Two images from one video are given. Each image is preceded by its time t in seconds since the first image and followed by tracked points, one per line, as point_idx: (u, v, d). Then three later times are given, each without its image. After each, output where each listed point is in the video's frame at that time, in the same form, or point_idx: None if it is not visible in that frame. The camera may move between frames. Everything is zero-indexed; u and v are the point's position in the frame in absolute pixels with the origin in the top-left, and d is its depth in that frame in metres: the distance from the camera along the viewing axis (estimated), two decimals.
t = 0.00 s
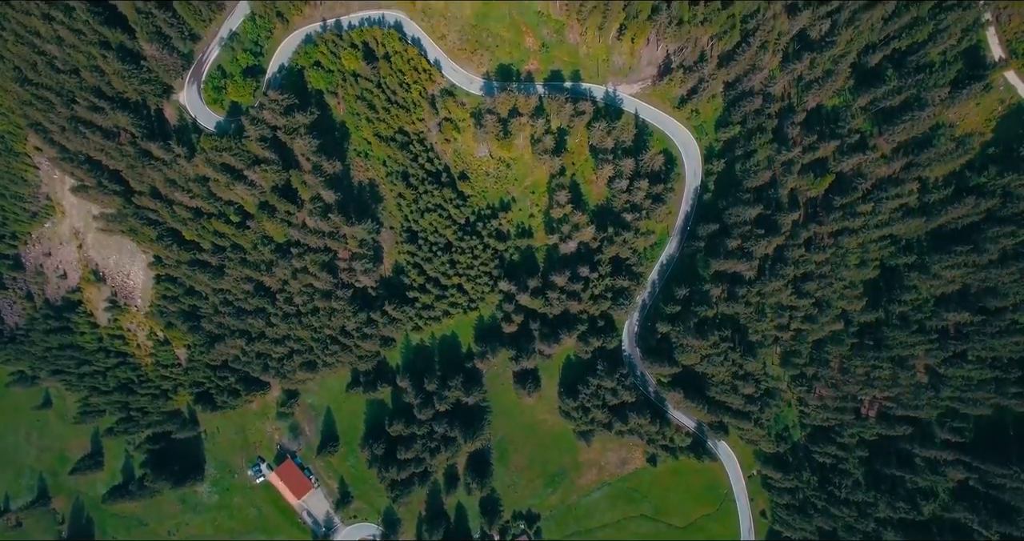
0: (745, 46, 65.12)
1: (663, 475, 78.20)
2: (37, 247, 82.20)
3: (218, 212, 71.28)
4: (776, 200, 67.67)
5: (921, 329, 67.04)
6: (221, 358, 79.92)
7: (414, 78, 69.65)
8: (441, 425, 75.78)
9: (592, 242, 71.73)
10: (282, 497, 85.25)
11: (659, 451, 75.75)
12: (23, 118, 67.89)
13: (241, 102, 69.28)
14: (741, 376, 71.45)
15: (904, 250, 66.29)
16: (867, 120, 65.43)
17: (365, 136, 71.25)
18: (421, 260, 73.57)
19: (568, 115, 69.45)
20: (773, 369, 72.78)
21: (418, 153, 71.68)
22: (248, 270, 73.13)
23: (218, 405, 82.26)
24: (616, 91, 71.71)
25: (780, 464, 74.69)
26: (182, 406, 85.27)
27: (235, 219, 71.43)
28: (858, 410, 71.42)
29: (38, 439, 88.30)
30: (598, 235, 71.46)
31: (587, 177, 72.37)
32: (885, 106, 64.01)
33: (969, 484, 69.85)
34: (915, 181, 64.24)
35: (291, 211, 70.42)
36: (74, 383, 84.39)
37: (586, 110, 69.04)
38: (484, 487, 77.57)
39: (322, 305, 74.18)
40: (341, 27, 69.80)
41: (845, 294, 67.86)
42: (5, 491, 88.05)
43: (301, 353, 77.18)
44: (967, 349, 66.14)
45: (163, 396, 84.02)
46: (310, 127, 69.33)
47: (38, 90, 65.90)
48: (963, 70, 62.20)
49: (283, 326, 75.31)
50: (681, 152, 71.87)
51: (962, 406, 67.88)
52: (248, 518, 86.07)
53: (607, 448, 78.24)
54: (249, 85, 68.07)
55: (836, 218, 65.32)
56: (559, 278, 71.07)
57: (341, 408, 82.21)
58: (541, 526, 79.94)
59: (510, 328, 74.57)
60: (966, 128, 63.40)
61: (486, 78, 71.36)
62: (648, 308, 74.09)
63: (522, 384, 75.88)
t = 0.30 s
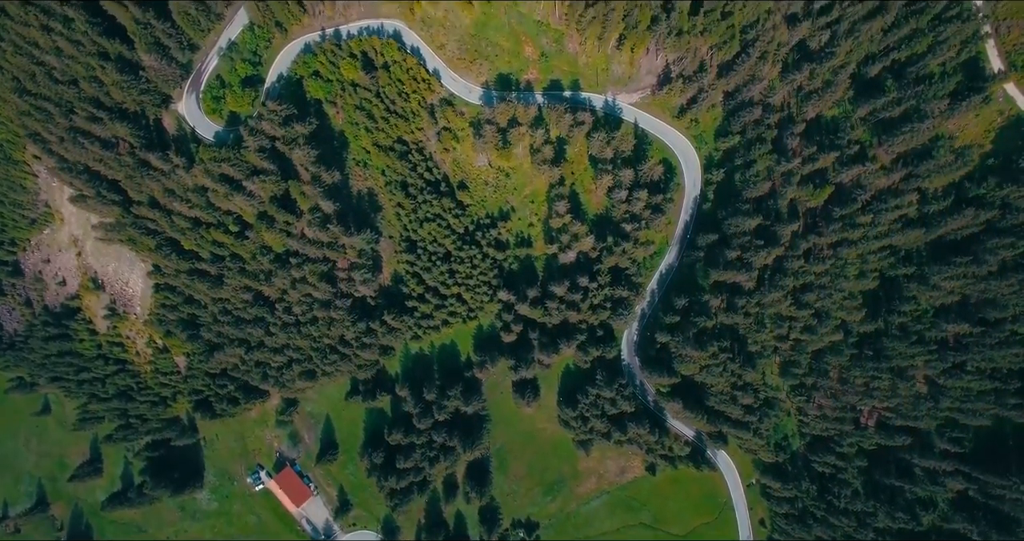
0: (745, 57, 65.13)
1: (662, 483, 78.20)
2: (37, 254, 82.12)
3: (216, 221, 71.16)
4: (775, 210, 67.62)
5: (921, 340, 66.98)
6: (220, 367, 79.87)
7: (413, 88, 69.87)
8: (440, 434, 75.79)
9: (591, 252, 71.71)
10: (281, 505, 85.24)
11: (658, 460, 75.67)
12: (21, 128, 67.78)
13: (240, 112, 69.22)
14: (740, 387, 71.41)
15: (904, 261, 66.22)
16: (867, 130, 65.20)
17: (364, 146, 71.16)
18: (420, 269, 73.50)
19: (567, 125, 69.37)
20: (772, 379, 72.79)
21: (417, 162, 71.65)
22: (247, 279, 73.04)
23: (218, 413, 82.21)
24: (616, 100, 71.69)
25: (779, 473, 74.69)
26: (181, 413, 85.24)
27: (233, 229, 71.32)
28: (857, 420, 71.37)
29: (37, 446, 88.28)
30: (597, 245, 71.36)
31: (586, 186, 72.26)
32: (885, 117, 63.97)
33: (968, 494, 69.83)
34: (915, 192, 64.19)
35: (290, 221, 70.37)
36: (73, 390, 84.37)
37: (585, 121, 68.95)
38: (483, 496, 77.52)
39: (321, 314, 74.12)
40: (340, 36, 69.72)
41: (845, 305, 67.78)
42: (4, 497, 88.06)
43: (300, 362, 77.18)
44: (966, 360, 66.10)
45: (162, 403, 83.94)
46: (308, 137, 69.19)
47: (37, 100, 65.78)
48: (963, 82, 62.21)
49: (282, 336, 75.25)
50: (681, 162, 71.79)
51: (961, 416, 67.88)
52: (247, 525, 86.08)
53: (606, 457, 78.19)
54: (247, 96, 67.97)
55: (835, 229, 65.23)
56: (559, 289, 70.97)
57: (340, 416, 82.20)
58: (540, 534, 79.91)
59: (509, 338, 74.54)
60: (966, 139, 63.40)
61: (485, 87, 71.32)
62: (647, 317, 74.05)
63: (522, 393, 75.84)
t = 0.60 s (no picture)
0: (744, 66, 65.13)
1: (662, 491, 78.15)
2: (36, 260, 82.11)
3: (215, 230, 71.11)
4: (775, 220, 67.58)
5: (920, 349, 66.89)
6: (219, 374, 79.86)
7: (412, 96, 69.88)
8: (439, 443, 75.77)
9: (591, 261, 71.68)
10: (281, 511, 85.21)
11: (658, 469, 75.55)
12: (20, 137, 67.64)
13: (239, 121, 69.17)
14: (740, 396, 71.34)
15: (903, 270, 66.13)
16: (867, 139, 65.22)
17: (363, 154, 71.05)
18: (419, 278, 73.45)
19: (567, 134, 69.33)
20: (771, 387, 72.82)
21: (416, 171, 71.58)
22: (246, 288, 72.95)
23: (217, 420, 82.15)
24: (615, 109, 71.63)
25: (779, 482, 74.65)
26: (181, 419, 85.20)
27: (233, 238, 71.26)
28: (857, 429, 71.29)
29: (36, 452, 88.28)
30: (597, 253, 71.33)
31: (586, 194, 72.17)
32: (884, 127, 63.95)
33: (968, 503, 69.77)
34: (914, 202, 64.14)
35: (289, 230, 70.32)
36: (73, 396, 84.39)
37: (585, 130, 68.95)
38: (483, 504, 77.42)
39: (321, 323, 74.05)
40: (339, 45, 69.79)
41: (845, 314, 67.61)
42: (3, 503, 88.04)
43: (300, 370, 77.17)
44: (966, 370, 66.10)
45: (161, 409, 83.90)
46: (308, 146, 69.20)
47: (36, 109, 65.73)
48: (962, 92, 62.20)
49: (282, 344, 75.26)
50: (680, 170, 71.73)
51: (960, 425, 67.81)
52: (246, 532, 86.09)
53: (605, 465, 78.17)
54: (246, 104, 67.93)
55: (835, 239, 65.16)
56: (558, 298, 70.87)
57: (339, 423, 82.20)
58: None
59: (508, 346, 74.50)
60: (966, 149, 63.38)
61: (484, 95, 71.48)
62: (647, 326, 74.04)
63: (521, 401, 75.79)
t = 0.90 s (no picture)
0: (744, 77, 65.04)
1: (661, 499, 78.08)
2: (36, 266, 81.91)
3: (215, 240, 71.14)
4: (774, 231, 67.50)
5: (920, 360, 66.77)
6: (219, 382, 79.84)
7: (412, 105, 69.72)
8: (438, 452, 75.56)
9: (590, 270, 71.48)
10: (280, 519, 85.21)
11: (658, 479, 75.29)
12: (18, 148, 67.36)
13: (238, 131, 69.06)
14: (739, 406, 71.20)
15: (902, 281, 66.10)
16: (866, 149, 65.61)
17: (362, 163, 70.93)
18: (418, 287, 73.26)
19: (566, 144, 68.94)
20: (770, 397, 72.79)
21: (415, 181, 71.39)
22: (245, 297, 72.90)
23: (216, 428, 81.98)
24: (615, 118, 71.76)
25: (777, 490, 74.72)
26: (180, 427, 85.11)
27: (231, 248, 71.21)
28: (856, 438, 71.26)
29: (35, 458, 88.17)
30: (596, 263, 71.11)
31: (585, 204, 72.28)
32: (883, 138, 64.11)
33: (968, 513, 69.54)
34: (913, 213, 64.05)
35: (288, 240, 70.28)
36: (72, 403, 84.31)
37: (584, 140, 68.73)
38: (482, 514, 77.22)
39: (319, 333, 73.81)
40: (338, 54, 70.23)
41: (845, 326, 67.27)
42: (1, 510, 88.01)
43: (299, 380, 77.14)
44: (964, 381, 66.03)
45: (160, 416, 83.95)
46: (307, 156, 69.37)
47: (34, 120, 65.57)
48: (961, 104, 62.26)
49: (280, 353, 75.13)
50: (680, 180, 71.72)
51: (960, 437, 67.30)
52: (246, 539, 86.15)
53: (604, 473, 78.10)
54: (245, 115, 67.93)
55: (835, 250, 65.07)
56: (557, 308, 70.53)
57: (338, 431, 82.18)
58: None
59: (508, 356, 74.32)
60: (965, 160, 63.46)
61: (483, 105, 71.71)
62: (646, 335, 74.15)
63: (521, 411, 75.53)
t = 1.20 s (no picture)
0: (744, 86, 65.04)
1: (660, 507, 77.99)
2: (35, 272, 81.82)
3: (214, 249, 71.02)
4: (774, 240, 67.49)
5: (919, 370, 66.74)
6: (218, 390, 79.73)
7: (411, 114, 69.75)
8: (438, 461, 75.61)
9: (590, 279, 71.49)
10: (280, 525, 85.15)
11: (657, 487, 75.30)
12: (17, 157, 67.27)
13: (237, 140, 69.07)
14: (738, 416, 71.13)
15: (902, 291, 66.07)
16: (867, 158, 65.19)
17: (361, 172, 70.93)
18: (418, 296, 73.26)
19: (566, 153, 69.02)
20: (770, 406, 72.79)
21: (415, 189, 71.36)
22: (244, 306, 72.85)
23: (215, 435, 81.99)
24: (614, 126, 71.64)
25: (777, 499, 74.57)
26: (179, 433, 85.04)
27: (230, 256, 71.13)
28: (856, 447, 71.22)
29: (34, 464, 88.16)
30: (595, 272, 71.13)
31: (584, 212, 72.14)
32: (883, 148, 63.95)
33: (967, 522, 69.57)
34: (913, 223, 64.06)
35: (287, 249, 70.18)
36: (71, 409, 84.24)
37: (584, 149, 68.67)
38: (481, 522, 77.22)
39: (319, 342, 73.85)
40: (337, 63, 70.07)
41: (845, 335, 67.35)
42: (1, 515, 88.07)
43: (298, 388, 77.16)
44: (964, 391, 66.03)
45: (160, 423, 83.90)
46: (306, 165, 69.15)
47: (34, 129, 65.50)
48: (962, 114, 62.15)
49: (280, 362, 75.17)
50: (680, 188, 71.64)
51: (960, 445, 67.48)
52: None
53: (604, 481, 77.95)
54: (244, 124, 67.83)
55: (834, 260, 65.02)
56: (557, 317, 70.58)
57: (338, 438, 82.14)
58: None
59: (507, 365, 74.40)
60: (965, 170, 63.38)
61: (483, 113, 71.63)
62: (645, 344, 74.08)
63: (520, 419, 75.61)
